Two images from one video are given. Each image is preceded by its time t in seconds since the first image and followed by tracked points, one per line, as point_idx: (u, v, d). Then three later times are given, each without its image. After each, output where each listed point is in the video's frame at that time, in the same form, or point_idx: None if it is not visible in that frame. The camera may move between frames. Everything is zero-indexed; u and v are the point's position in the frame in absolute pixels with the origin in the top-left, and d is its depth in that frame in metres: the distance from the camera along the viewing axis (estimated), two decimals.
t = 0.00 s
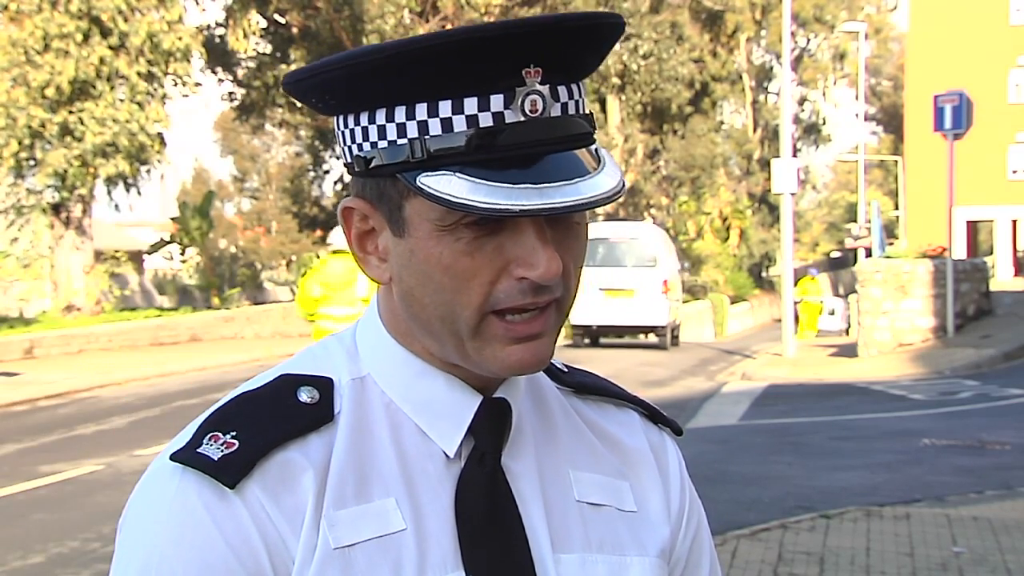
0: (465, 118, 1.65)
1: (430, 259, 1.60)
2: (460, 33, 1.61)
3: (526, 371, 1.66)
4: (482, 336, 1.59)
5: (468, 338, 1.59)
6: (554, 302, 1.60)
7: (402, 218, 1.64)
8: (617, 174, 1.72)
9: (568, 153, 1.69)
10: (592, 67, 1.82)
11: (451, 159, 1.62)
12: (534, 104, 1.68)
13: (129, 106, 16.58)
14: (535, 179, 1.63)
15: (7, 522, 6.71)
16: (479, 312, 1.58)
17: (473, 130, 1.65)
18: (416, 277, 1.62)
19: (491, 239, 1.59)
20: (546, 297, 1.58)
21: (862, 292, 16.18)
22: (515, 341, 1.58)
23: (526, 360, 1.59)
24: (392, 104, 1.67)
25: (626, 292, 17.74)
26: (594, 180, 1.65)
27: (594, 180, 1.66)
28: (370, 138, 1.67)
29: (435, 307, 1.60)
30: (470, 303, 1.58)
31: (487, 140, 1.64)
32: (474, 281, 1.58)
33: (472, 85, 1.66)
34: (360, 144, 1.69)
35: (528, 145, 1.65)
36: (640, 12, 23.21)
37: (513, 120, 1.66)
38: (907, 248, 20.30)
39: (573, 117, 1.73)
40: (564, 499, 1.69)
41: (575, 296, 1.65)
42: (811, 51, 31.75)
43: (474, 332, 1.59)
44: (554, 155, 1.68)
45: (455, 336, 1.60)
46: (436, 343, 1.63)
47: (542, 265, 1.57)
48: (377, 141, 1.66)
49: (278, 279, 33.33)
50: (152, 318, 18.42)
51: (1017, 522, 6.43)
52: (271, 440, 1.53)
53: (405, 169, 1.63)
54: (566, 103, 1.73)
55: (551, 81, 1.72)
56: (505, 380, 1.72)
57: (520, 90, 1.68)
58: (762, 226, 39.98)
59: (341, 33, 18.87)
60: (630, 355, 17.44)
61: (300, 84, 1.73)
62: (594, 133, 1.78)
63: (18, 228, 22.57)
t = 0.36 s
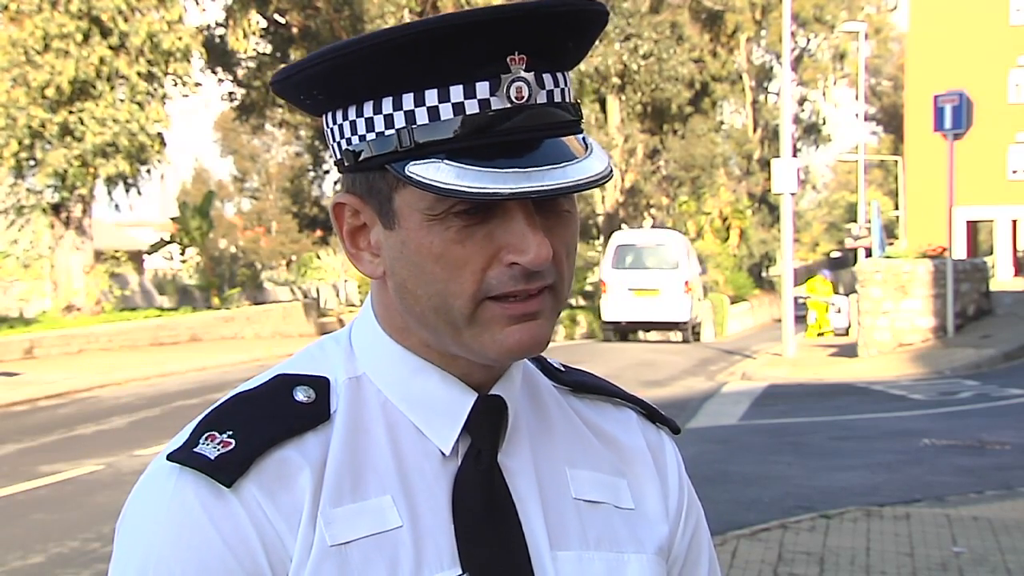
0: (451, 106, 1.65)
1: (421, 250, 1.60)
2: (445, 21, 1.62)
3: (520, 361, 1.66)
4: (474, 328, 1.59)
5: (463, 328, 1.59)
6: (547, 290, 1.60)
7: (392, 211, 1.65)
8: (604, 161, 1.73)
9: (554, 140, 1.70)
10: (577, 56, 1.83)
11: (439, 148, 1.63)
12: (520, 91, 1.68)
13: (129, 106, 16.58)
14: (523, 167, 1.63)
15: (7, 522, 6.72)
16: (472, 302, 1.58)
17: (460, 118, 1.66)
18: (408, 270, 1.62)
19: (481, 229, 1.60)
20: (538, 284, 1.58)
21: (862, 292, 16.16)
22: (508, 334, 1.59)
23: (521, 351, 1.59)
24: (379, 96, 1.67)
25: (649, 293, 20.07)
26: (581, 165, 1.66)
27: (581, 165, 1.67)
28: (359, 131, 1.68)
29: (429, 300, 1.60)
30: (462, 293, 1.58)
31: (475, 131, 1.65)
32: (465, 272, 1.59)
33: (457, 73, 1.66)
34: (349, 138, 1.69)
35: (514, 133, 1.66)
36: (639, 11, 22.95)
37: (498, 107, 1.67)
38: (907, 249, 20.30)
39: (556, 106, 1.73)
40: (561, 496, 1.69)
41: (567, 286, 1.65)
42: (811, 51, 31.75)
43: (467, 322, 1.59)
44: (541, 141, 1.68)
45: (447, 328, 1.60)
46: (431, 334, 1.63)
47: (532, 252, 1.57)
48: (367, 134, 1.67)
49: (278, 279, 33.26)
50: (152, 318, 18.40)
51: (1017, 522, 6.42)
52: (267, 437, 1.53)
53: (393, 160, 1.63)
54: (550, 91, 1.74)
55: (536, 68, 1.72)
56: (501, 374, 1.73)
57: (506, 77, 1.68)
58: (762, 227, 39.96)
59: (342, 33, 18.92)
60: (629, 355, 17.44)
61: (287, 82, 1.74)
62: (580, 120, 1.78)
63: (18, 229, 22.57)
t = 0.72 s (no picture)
0: (452, 107, 1.65)
1: (421, 250, 1.60)
2: (447, 22, 1.62)
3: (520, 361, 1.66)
4: (477, 327, 1.59)
5: (465, 328, 1.59)
6: (548, 292, 1.59)
7: (391, 212, 1.65)
8: (605, 160, 1.73)
9: (558, 140, 1.70)
10: (577, 57, 1.83)
11: (443, 148, 1.63)
12: (521, 92, 1.68)
13: (129, 106, 16.58)
14: (525, 166, 1.63)
15: (6, 522, 6.72)
16: (471, 301, 1.58)
17: (461, 120, 1.66)
18: (408, 270, 1.62)
19: (481, 230, 1.60)
20: (539, 284, 1.58)
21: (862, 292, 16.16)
22: (509, 333, 1.58)
23: (522, 347, 1.59)
24: (380, 97, 1.67)
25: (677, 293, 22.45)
26: (582, 166, 1.66)
27: (584, 165, 1.67)
28: (359, 132, 1.68)
29: (430, 300, 1.60)
30: (462, 294, 1.58)
31: (477, 132, 1.65)
32: (464, 272, 1.58)
33: (457, 75, 1.66)
34: (349, 139, 1.69)
35: (515, 134, 1.66)
36: (640, 11, 22.98)
37: (499, 108, 1.67)
38: (907, 249, 20.29)
39: (558, 105, 1.73)
40: (560, 492, 1.69)
41: (566, 284, 1.65)
42: (811, 51, 31.77)
43: (467, 323, 1.59)
44: (542, 141, 1.68)
45: (448, 328, 1.60)
46: (431, 335, 1.63)
47: (532, 253, 1.57)
48: (367, 136, 1.67)
49: (279, 279, 33.23)
50: (152, 318, 18.39)
51: (1017, 522, 6.42)
52: (267, 434, 1.53)
53: (394, 161, 1.63)
54: (551, 92, 1.74)
55: (538, 69, 1.73)
56: (501, 372, 1.72)
57: (507, 79, 1.68)
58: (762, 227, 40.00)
59: (341, 33, 18.94)
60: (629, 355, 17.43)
61: (287, 82, 1.73)
62: (581, 120, 1.78)
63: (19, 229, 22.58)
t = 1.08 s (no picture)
0: (446, 119, 1.66)
1: (419, 259, 1.61)
2: (440, 33, 1.62)
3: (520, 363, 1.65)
4: (478, 333, 1.58)
5: (465, 334, 1.59)
6: (548, 298, 1.59)
7: (390, 220, 1.65)
8: (601, 166, 1.72)
9: (553, 149, 1.70)
10: (572, 61, 1.83)
11: (435, 161, 1.63)
12: (514, 103, 1.68)
13: (129, 106, 16.56)
14: (519, 177, 1.63)
15: (6, 521, 6.71)
16: (470, 309, 1.58)
17: (455, 130, 1.66)
18: (406, 278, 1.62)
19: (480, 238, 1.60)
20: (538, 293, 1.57)
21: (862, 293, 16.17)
22: (509, 335, 1.58)
23: (521, 353, 1.58)
24: (375, 108, 1.67)
25: (700, 300, 22.72)
26: (576, 175, 1.66)
27: (578, 173, 1.67)
28: (356, 142, 1.68)
29: (429, 308, 1.60)
30: (461, 303, 1.58)
31: (471, 143, 1.65)
32: (463, 280, 1.58)
33: (451, 86, 1.66)
34: (346, 149, 1.69)
35: (508, 143, 1.66)
36: (640, 11, 22.73)
37: (492, 120, 1.67)
38: (907, 248, 20.29)
39: (552, 113, 1.74)
40: (561, 492, 1.69)
41: (566, 287, 1.64)
42: (811, 51, 31.78)
43: (467, 328, 1.58)
44: (536, 152, 1.68)
45: (448, 334, 1.60)
46: (430, 339, 1.63)
47: (529, 261, 1.57)
48: (363, 145, 1.67)
49: (279, 279, 33.23)
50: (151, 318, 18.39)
51: (1017, 522, 6.42)
52: (272, 431, 1.53)
53: (389, 173, 1.64)
54: (546, 99, 1.74)
55: (530, 78, 1.72)
56: (502, 372, 1.72)
57: (499, 90, 1.68)
58: (762, 227, 40.00)
59: (341, 33, 18.92)
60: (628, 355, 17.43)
61: (284, 92, 1.74)
62: (577, 126, 1.79)
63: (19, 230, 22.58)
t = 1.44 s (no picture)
0: (439, 132, 1.65)
1: (414, 268, 1.61)
2: (431, 49, 1.62)
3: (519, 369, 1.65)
4: (476, 342, 1.58)
5: (463, 342, 1.59)
6: (545, 307, 1.59)
7: (386, 229, 1.66)
8: (597, 175, 1.73)
9: (549, 160, 1.70)
10: (568, 70, 1.82)
11: (428, 176, 1.63)
12: (508, 115, 1.68)
13: (129, 106, 16.57)
14: (514, 191, 1.63)
15: (6, 522, 6.71)
16: (466, 320, 1.58)
17: (448, 143, 1.66)
18: (403, 287, 1.63)
19: (477, 247, 1.60)
20: (534, 303, 1.57)
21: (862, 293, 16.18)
22: (506, 343, 1.58)
23: (516, 360, 1.58)
24: (368, 121, 1.68)
25: (722, 304, 22.98)
26: (572, 186, 1.66)
27: (574, 186, 1.67)
28: (351, 152, 1.68)
29: (426, 316, 1.60)
30: (457, 313, 1.58)
31: (462, 156, 1.65)
32: (459, 291, 1.58)
33: (444, 99, 1.66)
34: (342, 158, 1.69)
35: (501, 157, 1.66)
36: (640, 11, 22.70)
37: (486, 133, 1.67)
38: (907, 248, 20.28)
39: (549, 123, 1.74)
40: (559, 494, 1.69)
41: (564, 292, 1.64)
42: (811, 51, 31.80)
43: (465, 337, 1.59)
44: (528, 164, 1.68)
45: (445, 343, 1.60)
46: (427, 347, 1.63)
47: (523, 274, 1.57)
48: (358, 156, 1.67)
49: (279, 279, 33.23)
50: (151, 318, 18.39)
51: (1017, 522, 6.42)
52: (269, 434, 1.53)
53: (384, 185, 1.64)
54: (541, 110, 1.74)
55: (526, 90, 1.72)
56: (500, 376, 1.71)
57: (494, 102, 1.68)
58: (762, 228, 40.02)
59: (341, 33, 18.92)
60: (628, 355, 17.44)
61: (279, 100, 1.73)
62: (572, 134, 1.79)
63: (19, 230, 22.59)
